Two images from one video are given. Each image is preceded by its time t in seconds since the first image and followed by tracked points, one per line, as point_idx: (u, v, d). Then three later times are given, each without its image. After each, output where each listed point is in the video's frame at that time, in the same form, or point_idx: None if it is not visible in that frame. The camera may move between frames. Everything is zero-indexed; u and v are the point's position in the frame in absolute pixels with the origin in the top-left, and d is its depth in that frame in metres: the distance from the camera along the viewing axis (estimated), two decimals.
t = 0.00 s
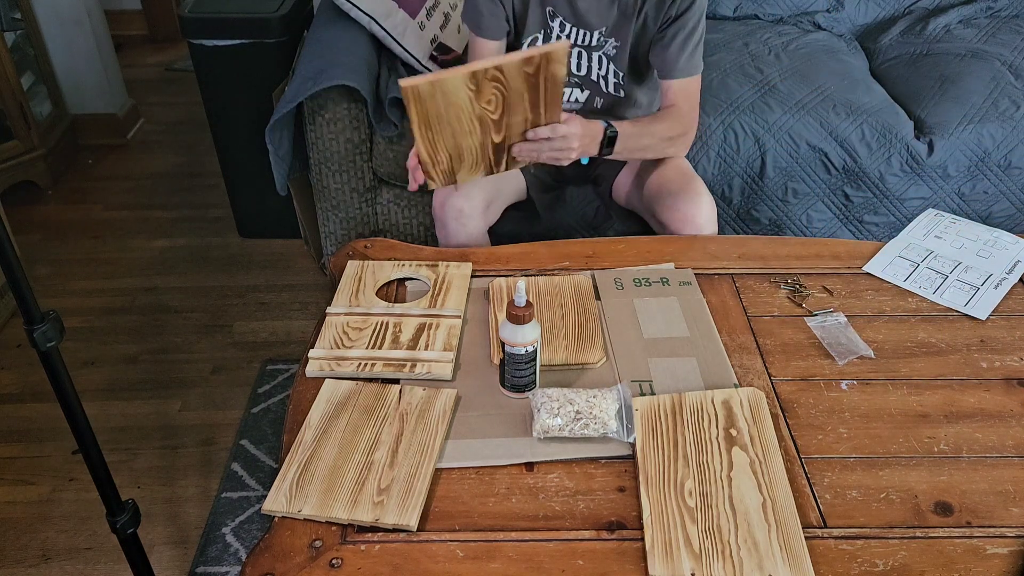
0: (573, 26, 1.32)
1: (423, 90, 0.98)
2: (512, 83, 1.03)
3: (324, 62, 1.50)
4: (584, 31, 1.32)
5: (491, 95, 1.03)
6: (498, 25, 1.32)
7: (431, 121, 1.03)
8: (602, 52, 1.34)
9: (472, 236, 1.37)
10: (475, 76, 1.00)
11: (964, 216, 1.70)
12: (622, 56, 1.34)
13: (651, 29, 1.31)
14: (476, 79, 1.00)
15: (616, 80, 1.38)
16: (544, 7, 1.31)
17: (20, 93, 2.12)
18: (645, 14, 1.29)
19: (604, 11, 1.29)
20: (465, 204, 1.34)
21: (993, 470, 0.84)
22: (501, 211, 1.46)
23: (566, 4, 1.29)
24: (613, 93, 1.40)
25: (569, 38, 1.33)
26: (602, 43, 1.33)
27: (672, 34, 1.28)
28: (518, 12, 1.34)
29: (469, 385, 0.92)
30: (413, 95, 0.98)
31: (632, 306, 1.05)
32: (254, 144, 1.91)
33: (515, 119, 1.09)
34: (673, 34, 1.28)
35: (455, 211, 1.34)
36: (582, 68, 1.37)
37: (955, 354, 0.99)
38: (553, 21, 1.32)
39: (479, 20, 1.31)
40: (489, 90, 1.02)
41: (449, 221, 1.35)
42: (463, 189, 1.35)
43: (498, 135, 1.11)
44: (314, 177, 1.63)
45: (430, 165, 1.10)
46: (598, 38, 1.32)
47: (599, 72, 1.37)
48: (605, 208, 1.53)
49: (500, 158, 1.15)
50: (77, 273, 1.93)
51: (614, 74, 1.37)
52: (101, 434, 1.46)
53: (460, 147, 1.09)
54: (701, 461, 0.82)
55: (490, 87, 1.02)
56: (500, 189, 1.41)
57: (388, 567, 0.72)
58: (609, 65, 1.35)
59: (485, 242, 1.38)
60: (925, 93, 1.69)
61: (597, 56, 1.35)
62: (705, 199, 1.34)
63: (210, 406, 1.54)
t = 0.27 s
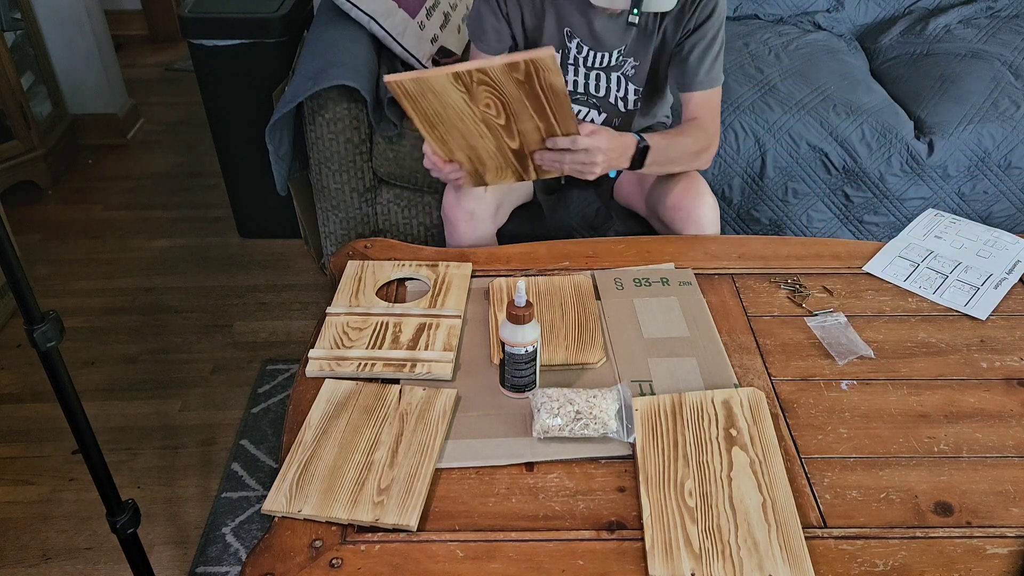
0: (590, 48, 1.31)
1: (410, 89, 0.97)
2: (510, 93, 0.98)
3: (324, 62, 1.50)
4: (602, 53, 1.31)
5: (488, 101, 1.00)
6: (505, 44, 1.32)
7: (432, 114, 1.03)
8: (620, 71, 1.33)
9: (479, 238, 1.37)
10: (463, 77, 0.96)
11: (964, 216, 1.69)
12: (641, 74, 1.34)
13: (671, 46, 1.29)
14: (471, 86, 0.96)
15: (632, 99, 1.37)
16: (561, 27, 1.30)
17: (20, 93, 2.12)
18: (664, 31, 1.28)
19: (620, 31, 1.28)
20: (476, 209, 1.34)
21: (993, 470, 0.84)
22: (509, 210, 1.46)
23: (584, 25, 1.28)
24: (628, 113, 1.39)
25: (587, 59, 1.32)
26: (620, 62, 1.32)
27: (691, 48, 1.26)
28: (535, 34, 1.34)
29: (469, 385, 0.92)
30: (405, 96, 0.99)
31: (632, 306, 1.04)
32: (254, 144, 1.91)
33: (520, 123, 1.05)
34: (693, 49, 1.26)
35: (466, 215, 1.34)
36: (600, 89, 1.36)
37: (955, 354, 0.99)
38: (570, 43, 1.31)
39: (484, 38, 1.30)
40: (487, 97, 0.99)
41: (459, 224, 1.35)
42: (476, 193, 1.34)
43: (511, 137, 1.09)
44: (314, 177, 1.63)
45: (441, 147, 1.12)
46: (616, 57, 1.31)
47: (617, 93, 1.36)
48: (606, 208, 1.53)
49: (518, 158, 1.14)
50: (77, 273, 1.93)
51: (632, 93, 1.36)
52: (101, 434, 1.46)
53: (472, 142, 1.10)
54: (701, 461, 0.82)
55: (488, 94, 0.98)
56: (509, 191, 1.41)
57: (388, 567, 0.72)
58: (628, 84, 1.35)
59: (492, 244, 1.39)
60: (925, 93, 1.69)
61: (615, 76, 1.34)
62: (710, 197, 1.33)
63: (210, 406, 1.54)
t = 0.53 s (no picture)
0: (594, 45, 1.32)
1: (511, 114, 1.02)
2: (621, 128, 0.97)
3: (324, 62, 1.50)
4: (606, 49, 1.32)
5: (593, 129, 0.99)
6: (510, 46, 1.32)
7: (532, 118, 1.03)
8: (623, 65, 1.34)
9: (490, 240, 1.32)
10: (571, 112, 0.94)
11: (964, 216, 1.69)
12: (645, 68, 1.35)
13: (680, 36, 1.33)
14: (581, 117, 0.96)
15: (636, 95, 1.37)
16: (565, 26, 1.31)
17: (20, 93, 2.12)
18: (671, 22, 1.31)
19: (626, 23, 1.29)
20: (488, 209, 1.29)
21: (993, 470, 0.84)
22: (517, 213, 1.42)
23: (590, 22, 1.30)
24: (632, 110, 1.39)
25: (591, 55, 1.33)
26: (626, 55, 1.33)
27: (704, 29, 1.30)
28: (539, 35, 1.34)
29: (470, 385, 0.92)
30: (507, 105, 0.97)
31: (632, 306, 1.04)
32: (255, 144, 1.91)
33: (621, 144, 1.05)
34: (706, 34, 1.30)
35: (477, 216, 1.29)
36: (603, 85, 1.36)
37: (955, 354, 0.99)
38: (575, 40, 1.32)
39: (491, 42, 1.30)
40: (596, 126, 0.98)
41: (469, 225, 1.30)
42: (486, 193, 1.29)
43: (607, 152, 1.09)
44: (314, 177, 1.63)
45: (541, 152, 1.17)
46: (622, 50, 1.32)
47: (621, 88, 1.36)
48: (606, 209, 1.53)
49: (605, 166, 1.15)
50: (77, 273, 1.93)
51: (635, 87, 1.36)
52: (101, 434, 1.46)
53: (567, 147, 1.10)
54: (701, 461, 0.82)
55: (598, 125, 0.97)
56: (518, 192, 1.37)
57: (388, 567, 0.72)
58: (632, 77, 1.35)
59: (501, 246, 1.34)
60: (925, 93, 1.69)
61: (619, 70, 1.34)
62: (712, 196, 1.32)
63: (210, 406, 1.54)
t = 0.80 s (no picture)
0: (591, 41, 1.33)
1: (696, 102, 0.94)
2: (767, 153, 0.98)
3: (324, 62, 1.50)
4: (602, 44, 1.33)
5: (747, 146, 0.98)
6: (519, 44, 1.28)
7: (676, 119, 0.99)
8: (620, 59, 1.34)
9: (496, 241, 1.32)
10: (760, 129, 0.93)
11: (964, 216, 1.69)
12: (642, 60, 1.35)
13: (674, 28, 1.34)
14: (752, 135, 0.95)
15: (633, 88, 1.37)
16: (562, 24, 1.32)
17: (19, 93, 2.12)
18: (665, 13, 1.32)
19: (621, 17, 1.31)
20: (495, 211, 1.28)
21: (993, 470, 0.84)
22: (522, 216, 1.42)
23: (587, 18, 1.30)
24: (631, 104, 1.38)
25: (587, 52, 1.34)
26: (622, 48, 1.33)
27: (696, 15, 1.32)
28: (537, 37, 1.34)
29: (470, 385, 0.92)
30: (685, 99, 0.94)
31: (632, 306, 1.04)
32: (255, 144, 1.90)
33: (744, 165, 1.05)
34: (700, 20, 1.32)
35: (484, 217, 1.28)
36: (602, 80, 1.36)
37: (955, 354, 0.99)
38: (572, 38, 1.33)
39: (497, 42, 1.26)
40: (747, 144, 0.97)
41: (477, 227, 1.29)
42: (493, 195, 1.28)
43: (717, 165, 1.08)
44: (314, 177, 1.63)
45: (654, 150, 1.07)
46: (618, 43, 1.33)
47: (619, 82, 1.36)
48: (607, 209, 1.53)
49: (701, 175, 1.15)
50: (76, 273, 1.93)
51: (633, 80, 1.36)
52: (101, 434, 1.46)
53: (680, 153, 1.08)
54: (701, 461, 0.82)
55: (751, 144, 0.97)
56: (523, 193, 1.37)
57: (388, 567, 0.72)
58: (630, 70, 1.35)
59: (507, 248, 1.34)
60: (926, 93, 1.69)
61: (617, 64, 1.35)
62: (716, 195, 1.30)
63: (211, 406, 1.54)
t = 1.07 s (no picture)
0: (581, 50, 1.33)
1: (718, 93, 1.00)
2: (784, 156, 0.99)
3: (324, 62, 1.50)
4: (593, 52, 1.33)
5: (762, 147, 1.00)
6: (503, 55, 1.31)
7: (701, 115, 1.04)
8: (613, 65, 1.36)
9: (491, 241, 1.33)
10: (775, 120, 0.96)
11: (964, 216, 1.69)
12: (635, 67, 1.36)
13: (667, 33, 1.33)
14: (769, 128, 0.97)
15: (628, 93, 1.39)
16: (552, 33, 1.33)
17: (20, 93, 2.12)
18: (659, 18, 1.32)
19: (612, 24, 1.30)
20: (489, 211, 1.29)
21: (993, 470, 0.84)
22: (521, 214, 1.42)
23: (576, 27, 1.31)
24: (626, 107, 1.42)
25: (579, 61, 1.35)
26: (613, 57, 1.34)
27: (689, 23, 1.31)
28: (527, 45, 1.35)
29: (470, 385, 0.92)
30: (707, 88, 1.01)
31: (632, 306, 1.04)
32: (255, 144, 1.91)
33: (762, 177, 1.04)
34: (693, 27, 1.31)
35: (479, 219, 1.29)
36: (594, 87, 1.38)
37: (955, 354, 0.99)
38: (562, 46, 1.33)
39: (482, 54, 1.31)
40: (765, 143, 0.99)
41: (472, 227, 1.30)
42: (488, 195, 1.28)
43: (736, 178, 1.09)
44: (314, 177, 1.63)
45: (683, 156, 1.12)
46: (610, 52, 1.34)
47: (612, 87, 1.38)
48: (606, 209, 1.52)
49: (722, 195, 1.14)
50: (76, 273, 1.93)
51: (627, 85, 1.38)
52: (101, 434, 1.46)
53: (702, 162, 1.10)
54: (701, 461, 0.82)
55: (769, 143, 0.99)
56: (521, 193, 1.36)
57: (388, 567, 0.72)
58: (622, 77, 1.37)
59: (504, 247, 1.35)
60: (926, 94, 1.69)
61: (609, 71, 1.36)
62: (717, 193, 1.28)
63: (211, 406, 1.54)
